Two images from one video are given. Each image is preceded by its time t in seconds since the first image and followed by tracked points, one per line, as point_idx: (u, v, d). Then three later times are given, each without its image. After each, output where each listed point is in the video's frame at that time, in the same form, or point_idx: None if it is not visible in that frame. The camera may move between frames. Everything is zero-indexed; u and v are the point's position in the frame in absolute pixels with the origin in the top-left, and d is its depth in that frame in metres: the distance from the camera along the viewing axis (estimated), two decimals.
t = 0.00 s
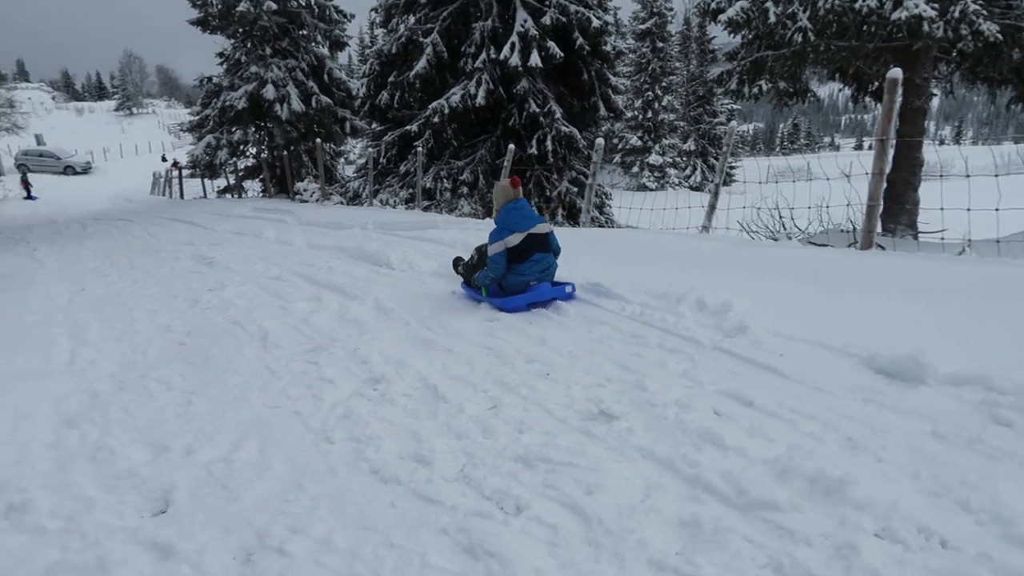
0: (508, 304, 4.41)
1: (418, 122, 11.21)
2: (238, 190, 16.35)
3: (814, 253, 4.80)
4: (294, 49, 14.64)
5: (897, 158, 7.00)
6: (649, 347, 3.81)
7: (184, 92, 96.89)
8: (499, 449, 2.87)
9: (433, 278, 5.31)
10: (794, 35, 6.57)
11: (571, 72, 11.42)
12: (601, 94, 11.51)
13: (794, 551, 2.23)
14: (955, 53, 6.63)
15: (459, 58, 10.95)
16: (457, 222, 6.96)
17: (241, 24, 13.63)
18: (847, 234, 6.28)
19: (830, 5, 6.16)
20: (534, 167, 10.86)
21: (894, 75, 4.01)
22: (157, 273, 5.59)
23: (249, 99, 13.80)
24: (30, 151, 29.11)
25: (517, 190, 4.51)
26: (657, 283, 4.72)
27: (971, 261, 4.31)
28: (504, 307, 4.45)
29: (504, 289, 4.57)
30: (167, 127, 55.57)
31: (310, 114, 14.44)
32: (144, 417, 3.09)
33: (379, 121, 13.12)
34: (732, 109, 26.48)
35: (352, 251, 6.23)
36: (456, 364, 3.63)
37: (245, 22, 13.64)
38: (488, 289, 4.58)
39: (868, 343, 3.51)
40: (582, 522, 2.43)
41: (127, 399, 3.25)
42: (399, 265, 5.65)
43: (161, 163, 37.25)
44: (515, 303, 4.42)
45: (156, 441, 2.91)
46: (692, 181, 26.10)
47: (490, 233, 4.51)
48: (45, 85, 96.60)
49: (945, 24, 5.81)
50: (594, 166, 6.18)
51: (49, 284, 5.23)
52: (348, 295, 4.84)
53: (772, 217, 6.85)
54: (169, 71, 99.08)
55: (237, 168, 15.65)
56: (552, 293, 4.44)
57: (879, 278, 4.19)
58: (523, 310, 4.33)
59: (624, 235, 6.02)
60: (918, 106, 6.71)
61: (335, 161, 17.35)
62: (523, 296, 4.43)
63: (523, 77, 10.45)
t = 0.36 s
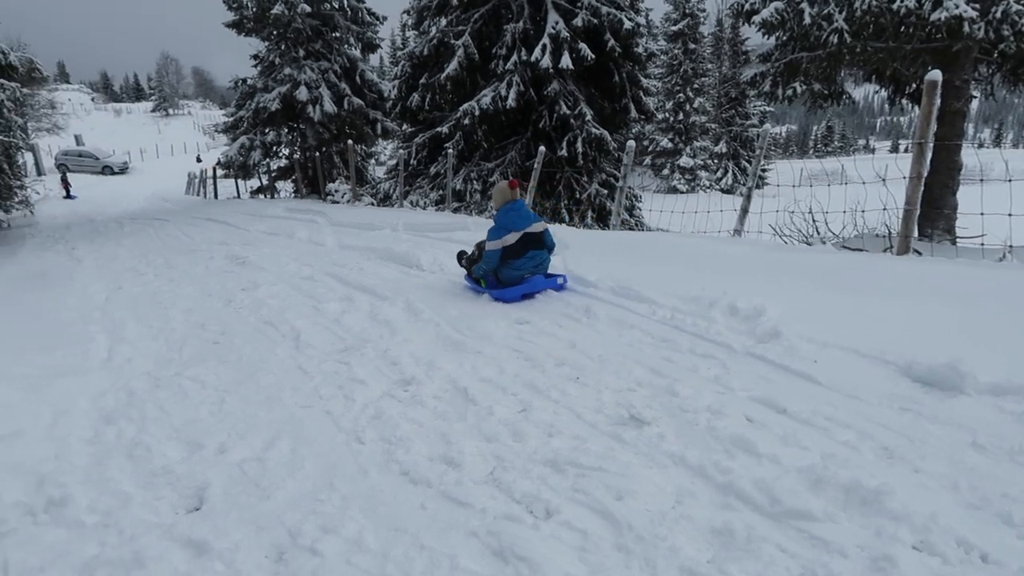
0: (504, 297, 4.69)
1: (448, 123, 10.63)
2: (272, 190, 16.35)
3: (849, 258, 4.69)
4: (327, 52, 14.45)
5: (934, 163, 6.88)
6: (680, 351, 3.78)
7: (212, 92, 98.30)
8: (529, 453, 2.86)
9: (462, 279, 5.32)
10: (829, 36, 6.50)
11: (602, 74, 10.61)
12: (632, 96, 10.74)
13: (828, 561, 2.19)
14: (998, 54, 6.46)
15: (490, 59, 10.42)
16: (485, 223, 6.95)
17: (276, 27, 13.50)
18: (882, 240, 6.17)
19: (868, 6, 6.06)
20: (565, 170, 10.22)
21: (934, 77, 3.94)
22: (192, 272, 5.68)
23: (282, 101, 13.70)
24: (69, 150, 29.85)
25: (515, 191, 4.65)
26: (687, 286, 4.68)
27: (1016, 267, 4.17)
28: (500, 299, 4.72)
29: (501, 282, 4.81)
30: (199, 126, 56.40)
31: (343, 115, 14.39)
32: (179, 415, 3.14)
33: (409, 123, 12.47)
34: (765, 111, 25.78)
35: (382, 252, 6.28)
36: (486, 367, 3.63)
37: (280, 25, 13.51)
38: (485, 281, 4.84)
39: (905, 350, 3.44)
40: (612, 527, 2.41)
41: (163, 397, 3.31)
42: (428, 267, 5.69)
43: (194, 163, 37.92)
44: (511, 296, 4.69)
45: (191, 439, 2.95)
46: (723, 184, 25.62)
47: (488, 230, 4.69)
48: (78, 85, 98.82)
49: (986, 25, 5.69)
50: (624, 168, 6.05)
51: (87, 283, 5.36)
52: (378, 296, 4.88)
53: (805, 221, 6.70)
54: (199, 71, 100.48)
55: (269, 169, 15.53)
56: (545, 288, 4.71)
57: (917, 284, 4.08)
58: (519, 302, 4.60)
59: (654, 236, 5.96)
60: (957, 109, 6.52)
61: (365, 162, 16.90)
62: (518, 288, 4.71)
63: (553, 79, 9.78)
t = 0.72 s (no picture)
0: (489, 289, 5.04)
1: (468, 128, 10.63)
2: (292, 193, 16.44)
3: (869, 267, 4.63)
4: (349, 56, 14.53)
5: (957, 171, 6.82)
6: (698, 358, 3.76)
7: (231, 95, 99.48)
8: (545, 458, 2.85)
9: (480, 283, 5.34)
10: (852, 43, 6.48)
11: (622, 79, 10.56)
12: (652, 101, 10.67)
13: (847, 573, 2.15)
14: None
15: (510, 64, 10.37)
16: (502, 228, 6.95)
17: (297, 31, 13.56)
18: (904, 248, 6.08)
19: (891, 13, 6.07)
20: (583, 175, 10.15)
21: (958, 86, 3.90)
22: (212, 273, 5.75)
23: (303, 105, 13.85)
24: (93, 152, 30.38)
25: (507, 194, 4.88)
26: (706, 293, 4.65)
27: None
28: (485, 290, 5.07)
29: (488, 274, 5.16)
30: (219, 128, 57.11)
31: (363, 119, 14.42)
32: (199, 414, 3.17)
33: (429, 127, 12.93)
34: (785, 118, 25.64)
35: (401, 255, 6.32)
36: (503, 371, 3.64)
37: (303, 29, 13.56)
38: (473, 271, 5.19)
39: (927, 360, 3.39)
40: (628, 534, 2.39)
41: (183, 396, 3.34)
42: (446, 271, 5.72)
43: (215, 165, 38.37)
44: (495, 289, 5.04)
45: (210, 438, 2.98)
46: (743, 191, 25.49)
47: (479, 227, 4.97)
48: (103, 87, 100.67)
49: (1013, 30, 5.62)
50: (643, 174, 5.99)
51: (110, 282, 5.44)
52: (395, 298, 4.91)
53: (826, 229, 6.61)
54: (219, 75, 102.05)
55: (290, 172, 15.76)
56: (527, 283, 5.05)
57: (938, 294, 4.02)
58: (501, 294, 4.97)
59: (671, 242, 5.93)
60: (981, 117, 6.45)
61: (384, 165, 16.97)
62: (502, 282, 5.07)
63: (572, 84, 9.75)
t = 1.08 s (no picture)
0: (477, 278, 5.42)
1: (484, 130, 10.67)
2: (306, 192, 16.51)
3: (885, 275, 4.60)
4: (366, 56, 14.59)
5: (975, 180, 6.76)
6: (711, 363, 3.76)
7: (245, 93, 100.11)
8: (557, 460, 2.86)
9: (494, 284, 5.35)
10: (871, 49, 6.47)
11: (638, 84, 10.55)
12: (668, 106, 10.64)
13: None
14: None
15: (527, 67, 10.31)
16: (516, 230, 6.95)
17: (315, 32, 13.57)
18: (921, 257, 6.03)
19: (911, 20, 6.09)
20: (598, 178, 10.15)
21: (978, 94, 3.88)
22: (228, 270, 5.80)
23: (320, 104, 13.89)
24: (112, 149, 30.71)
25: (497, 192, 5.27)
26: (721, 298, 4.64)
27: None
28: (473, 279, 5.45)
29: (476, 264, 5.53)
30: (234, 126, 57.50)
31: (379, 119, 14.48)
32: (214, 410, 3.20)
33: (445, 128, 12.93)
34: (801, 124, 25.54)
35: (415, 255, 6.35)
36: (516, 372, 3.64)
37: (322, 29, 13.58)
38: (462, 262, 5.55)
39: (946, 370, 3.36)
40: (639, 538, 2.39)
41: (198, 392, 3.38)
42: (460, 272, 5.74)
43: (231, 163, 38.65)
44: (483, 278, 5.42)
45: (224, 434, 3.00)
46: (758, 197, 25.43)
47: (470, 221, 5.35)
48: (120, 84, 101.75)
49: None
50: (659, 178, 5.95)
51: (127, 277, 5.50)
52: (409, 298, 4.93)
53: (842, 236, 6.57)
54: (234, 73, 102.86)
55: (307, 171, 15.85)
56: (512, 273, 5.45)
57: (955, 304, 3.97)
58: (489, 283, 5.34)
59: (684, 246, 5.91)
60: (1001, 126, 6.40)
61: (400, 165, 17.02)
62: (488, 272, 5.45)
63: (589, 88, 9.74)
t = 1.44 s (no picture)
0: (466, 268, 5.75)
1: (495, 130, 10.69)
2: (317, 190, 16.56)
3: (897, 280, 4.57)
4: (379, 56, 14.61)
5: (988, 185, 6.73)
6: (720, 366, 3.75)
7: (256, 92, 100.46)
8: (565, 460, 2.86)
9: (504, 284, 5.36)
10: (885, 54, 6.44)
11: (650, 86, 10.53)
12: (680, 108, 10.62)
13: None
14: None
15: (538, 68, 10.45)
16: (526, 230, 6.95)
17: (330, 31, 13.81)
18: (933, 263, 6.00)
19: (925, 25, 6.07)
20: (609, 179, 10.14)
21: (993, 100, 3.85)
22: (239, 266, 5.84)
23: (332, 103, 13.95)
24: (127, 145, 30.95)
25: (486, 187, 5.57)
26: (730, 301, 4.63)
27: None
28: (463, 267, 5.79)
29: (466, 253, 5.87)
30: (245, 125, 57.80)
31: (391, 118, 14.54)
32: (224, 405, 3.22)
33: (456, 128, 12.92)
34: (813, 128, 25.46)
35: (425, 254, 6.36)
36: (524, 372, 3.64)
37: (335, 28, 13.64)
38: (454, 251, 5.89)
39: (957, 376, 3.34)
40: (646, 539, 2.39)
41: (208, 386, 3.40)
42: (470, 271, 5.75)
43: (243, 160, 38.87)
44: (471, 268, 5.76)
45: (234, 429, 3.02)
46: (768, 201, 25.37)
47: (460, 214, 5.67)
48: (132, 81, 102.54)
49: None
50: (670, 179, 5.93)
51: (139, 272, 5.55)
52: (419, 297, 4.95)
53: (853, 240, 6.53)
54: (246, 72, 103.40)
55: (318, 169, 15.66)
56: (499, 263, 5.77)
57: (968, 310, 3.94)
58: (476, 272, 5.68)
59: (694, 248, 5.89)
60: (1016, 132, 6.35)
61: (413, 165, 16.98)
62: (477, 261, 5.78)
63: (601, 89, 9.66)
